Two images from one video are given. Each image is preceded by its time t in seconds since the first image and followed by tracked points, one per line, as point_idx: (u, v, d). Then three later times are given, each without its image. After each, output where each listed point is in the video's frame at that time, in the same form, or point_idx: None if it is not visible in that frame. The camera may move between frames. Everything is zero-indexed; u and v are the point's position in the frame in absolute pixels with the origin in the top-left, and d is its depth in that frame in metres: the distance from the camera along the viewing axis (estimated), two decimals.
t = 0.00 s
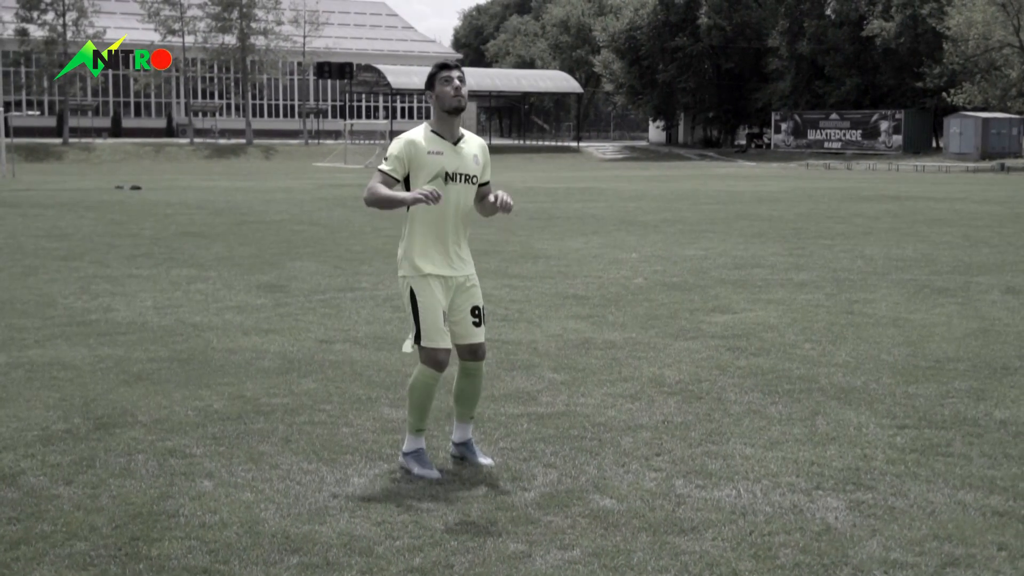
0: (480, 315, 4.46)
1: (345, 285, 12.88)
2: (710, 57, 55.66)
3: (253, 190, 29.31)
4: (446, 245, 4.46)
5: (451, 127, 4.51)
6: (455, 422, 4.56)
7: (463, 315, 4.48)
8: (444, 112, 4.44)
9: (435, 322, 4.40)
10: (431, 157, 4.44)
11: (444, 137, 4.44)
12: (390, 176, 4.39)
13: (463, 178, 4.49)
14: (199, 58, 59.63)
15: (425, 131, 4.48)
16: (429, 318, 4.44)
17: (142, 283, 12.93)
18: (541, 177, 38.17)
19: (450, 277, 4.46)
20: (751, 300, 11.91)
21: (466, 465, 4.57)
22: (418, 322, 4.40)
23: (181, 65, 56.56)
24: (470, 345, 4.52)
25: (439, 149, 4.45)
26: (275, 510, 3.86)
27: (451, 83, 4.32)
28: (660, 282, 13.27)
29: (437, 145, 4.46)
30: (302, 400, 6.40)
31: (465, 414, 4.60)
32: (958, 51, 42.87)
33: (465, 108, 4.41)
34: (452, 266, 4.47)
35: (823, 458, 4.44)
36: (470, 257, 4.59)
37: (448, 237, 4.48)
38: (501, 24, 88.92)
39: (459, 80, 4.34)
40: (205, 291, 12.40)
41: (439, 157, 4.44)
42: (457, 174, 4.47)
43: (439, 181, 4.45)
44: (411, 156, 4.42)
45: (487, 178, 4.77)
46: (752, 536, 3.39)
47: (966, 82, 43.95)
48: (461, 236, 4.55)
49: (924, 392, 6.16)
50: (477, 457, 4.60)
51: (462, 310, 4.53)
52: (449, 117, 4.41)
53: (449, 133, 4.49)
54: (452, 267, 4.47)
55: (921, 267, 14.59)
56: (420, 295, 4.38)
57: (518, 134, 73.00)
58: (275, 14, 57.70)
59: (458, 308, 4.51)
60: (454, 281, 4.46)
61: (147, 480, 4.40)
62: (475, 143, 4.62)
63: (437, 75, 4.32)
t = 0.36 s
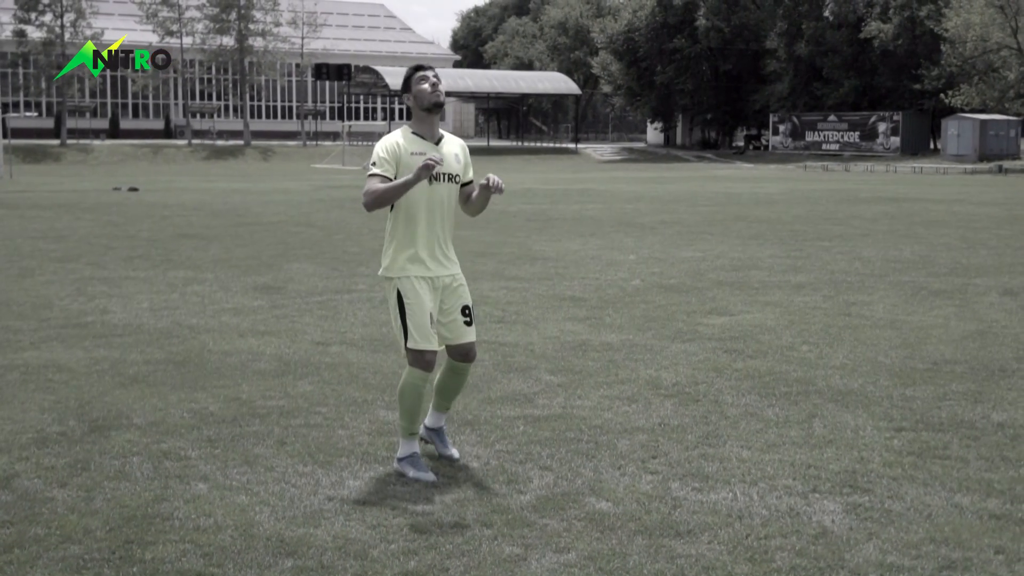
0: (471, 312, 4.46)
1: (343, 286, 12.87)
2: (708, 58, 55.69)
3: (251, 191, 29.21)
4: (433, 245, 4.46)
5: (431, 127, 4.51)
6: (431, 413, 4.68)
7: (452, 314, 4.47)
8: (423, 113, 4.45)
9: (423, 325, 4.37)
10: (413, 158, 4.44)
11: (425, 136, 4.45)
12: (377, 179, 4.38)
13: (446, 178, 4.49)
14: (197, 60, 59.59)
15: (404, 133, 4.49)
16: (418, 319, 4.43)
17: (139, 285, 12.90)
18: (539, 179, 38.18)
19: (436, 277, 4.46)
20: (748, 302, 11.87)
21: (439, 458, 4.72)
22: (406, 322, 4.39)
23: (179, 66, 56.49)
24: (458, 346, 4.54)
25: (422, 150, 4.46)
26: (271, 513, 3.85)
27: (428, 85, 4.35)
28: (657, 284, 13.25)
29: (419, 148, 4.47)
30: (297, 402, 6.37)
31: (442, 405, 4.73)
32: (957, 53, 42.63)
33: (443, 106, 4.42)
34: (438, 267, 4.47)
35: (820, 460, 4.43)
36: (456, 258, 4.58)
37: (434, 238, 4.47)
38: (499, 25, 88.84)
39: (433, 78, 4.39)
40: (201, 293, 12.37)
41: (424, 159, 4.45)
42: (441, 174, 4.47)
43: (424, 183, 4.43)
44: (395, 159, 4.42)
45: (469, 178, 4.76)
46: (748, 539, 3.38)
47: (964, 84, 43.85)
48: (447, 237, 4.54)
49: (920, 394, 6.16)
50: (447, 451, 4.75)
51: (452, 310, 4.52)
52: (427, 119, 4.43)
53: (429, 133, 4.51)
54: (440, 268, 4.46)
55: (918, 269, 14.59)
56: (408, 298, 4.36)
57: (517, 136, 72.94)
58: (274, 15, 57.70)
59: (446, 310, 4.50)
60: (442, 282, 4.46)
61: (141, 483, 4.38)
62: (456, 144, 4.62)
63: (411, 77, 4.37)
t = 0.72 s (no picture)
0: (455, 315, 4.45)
1: (341, 288, 12.87)
2: (705, 61, 55.73)
3: (248, 193, 29.19)
4: (419, 249, 4.46)
5: (416, 130, 4.50)
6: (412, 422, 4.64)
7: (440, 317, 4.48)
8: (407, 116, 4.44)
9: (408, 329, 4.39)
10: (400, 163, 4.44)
11: (409, 138, 4.44)
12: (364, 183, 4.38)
13: (432, 181, 4.48)
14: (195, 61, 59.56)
15: (388, 138, 4.50)
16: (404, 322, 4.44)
17: (136, 287, 12.90)
18: (537, 181, 38.19)
19: (423, 279, 4.47)
20: (746, 305, 11.88)
21: (420, 461, 4.70)
22: (391, 327, 4.41)
23: (177, 67, 56.49)
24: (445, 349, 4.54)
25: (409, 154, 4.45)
26: (270, 517, 3.83)
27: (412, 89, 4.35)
28: (655, 287, 13.24)
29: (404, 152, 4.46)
30: (295, 406, 6.35)
31: (422, 414, 4.70)
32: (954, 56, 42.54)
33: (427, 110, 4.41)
34: (425, 268, 4.48)
35: (821, 465, 4.42)
36: (444, 260, 4.57)
37: (421, 240, 4.47)
38: (497, 27, 88.80)
39: (415, 81, 4.38)
40: (199, 295, 12.37)
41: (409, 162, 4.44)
42: (427, 177, 4.46)
43: (409, 185, 4.44)
44: (379, 163, 4.41)
45: (457, 178, 4.75)
46: (749, 543, 3.38)
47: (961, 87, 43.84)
48: (434, 239, 4.54)
49: (921, 398, 6.15)
50: (430, 455, 4.72)
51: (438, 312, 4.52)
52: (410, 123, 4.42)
53: (415, 136, 4.50)
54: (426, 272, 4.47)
55: (916, 272, 14.59)
56: (395, 302, 4.37)
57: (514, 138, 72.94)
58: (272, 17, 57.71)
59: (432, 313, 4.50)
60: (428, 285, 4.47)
61: (140, 486, 4.38)
62: (443, 145, 4.60)
63: (392, 82, 4.38)
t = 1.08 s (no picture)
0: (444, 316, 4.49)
1: (343, 289, 12.87)
2: (706, 62, 55.68)
3: (250, 193, 29.20)
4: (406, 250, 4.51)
5: (409, 130, 4.51)
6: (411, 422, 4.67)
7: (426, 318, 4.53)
8: (400, 115, 4.46)
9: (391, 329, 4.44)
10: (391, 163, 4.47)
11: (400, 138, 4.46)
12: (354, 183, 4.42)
13: (423, 183, 4.51)
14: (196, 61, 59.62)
15: (381, 138, 4.52)
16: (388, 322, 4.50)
17: (139, 288, 12.90)
18: (538, 182, 38.18)
19: (410, 280, 4.52)
20: (749, 306, 11.87)
21: (424, 462, 4.73)
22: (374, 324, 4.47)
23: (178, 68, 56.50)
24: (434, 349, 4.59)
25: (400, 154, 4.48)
26: (279, 519, 3.83)
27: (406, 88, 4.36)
28: (659, 288, 13.23)
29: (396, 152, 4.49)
30: (301, 407, 6.35)
31: (422, 415, 4.72)
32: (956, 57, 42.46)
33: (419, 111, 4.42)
34: (412, 270, 4.53)
35: (829, 467, 4.42)
36: (434, 261, 4.61)
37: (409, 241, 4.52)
38: (498, 27, 88.68)
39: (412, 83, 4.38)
40: (201, 296, 12.36)
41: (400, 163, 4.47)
42: (418, 178, 4.49)
43: (399, 186, 4.47)
44: (370, 162, 4.45)
45: (451, 177, 4.76)
46: (758, 546, 3.37)
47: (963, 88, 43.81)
48: (425, 239, 4.58)
49: (927, 399, 6.15)
50: (434, 456, 4.75)
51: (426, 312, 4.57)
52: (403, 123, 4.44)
53: (409, 137, 4.51)
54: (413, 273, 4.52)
55: (918, 274, 14.57)
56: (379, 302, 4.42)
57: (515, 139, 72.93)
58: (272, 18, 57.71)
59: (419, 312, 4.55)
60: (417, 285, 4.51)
61: (147, 487, 4.38)
62: (436, 145, 4.61)
63: (390, 81, 4.38)
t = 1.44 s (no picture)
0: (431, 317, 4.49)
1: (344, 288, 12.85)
2: (705, 62, 55.62)
3: (249, 193, 29.14)
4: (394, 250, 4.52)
5: (398, 130, 4.51)
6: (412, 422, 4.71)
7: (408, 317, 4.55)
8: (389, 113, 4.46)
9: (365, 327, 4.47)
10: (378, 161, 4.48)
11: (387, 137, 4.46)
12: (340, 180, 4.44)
13: (407, 182, 4.52)
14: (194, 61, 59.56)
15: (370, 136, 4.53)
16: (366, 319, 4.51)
17: (140, 287, 12.87)
18: (537, 182, 38.16)
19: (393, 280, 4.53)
20: (751, 306, 11.85)
21: (429, 461, 4.74)
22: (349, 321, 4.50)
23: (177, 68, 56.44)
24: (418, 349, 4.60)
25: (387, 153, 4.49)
26: (288, 518, 3.82)
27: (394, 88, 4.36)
28: (661, 287, 13.21)
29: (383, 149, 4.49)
30: (305, 407, 6.33)
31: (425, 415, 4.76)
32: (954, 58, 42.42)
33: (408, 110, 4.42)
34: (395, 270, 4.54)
35: (837, 467, 4.41)
36: (420, 262, 4.62)
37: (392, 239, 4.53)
38: (497, 27, 88.64)
39: (402, 82, 4.38)
40: (202, 295, 12.33)
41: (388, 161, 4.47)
42: (404, 177, 4.51)
43: (385, 184, 4.48)
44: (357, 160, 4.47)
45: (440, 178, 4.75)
46: (769, 546, 3.37)
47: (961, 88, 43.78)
48: (410, 239, 4.59)
49: (934, 399, 6.14)
50: (440, 455, 4.77)
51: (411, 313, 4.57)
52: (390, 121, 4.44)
53: (397, 136, 4.52)
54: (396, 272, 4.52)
55: (919, 274, 14.55)
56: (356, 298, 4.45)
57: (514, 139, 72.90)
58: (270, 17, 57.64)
59: (403, 311, 4.56)
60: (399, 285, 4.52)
61: (153, 487, 4.36)
62: (425, 147, 4.61)
63: (381, 80, 4.37)
